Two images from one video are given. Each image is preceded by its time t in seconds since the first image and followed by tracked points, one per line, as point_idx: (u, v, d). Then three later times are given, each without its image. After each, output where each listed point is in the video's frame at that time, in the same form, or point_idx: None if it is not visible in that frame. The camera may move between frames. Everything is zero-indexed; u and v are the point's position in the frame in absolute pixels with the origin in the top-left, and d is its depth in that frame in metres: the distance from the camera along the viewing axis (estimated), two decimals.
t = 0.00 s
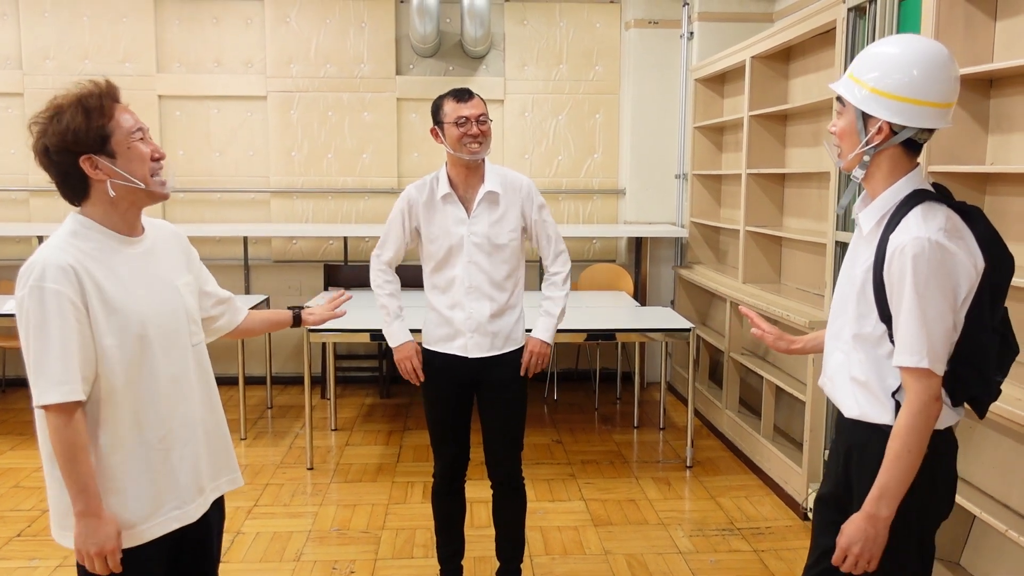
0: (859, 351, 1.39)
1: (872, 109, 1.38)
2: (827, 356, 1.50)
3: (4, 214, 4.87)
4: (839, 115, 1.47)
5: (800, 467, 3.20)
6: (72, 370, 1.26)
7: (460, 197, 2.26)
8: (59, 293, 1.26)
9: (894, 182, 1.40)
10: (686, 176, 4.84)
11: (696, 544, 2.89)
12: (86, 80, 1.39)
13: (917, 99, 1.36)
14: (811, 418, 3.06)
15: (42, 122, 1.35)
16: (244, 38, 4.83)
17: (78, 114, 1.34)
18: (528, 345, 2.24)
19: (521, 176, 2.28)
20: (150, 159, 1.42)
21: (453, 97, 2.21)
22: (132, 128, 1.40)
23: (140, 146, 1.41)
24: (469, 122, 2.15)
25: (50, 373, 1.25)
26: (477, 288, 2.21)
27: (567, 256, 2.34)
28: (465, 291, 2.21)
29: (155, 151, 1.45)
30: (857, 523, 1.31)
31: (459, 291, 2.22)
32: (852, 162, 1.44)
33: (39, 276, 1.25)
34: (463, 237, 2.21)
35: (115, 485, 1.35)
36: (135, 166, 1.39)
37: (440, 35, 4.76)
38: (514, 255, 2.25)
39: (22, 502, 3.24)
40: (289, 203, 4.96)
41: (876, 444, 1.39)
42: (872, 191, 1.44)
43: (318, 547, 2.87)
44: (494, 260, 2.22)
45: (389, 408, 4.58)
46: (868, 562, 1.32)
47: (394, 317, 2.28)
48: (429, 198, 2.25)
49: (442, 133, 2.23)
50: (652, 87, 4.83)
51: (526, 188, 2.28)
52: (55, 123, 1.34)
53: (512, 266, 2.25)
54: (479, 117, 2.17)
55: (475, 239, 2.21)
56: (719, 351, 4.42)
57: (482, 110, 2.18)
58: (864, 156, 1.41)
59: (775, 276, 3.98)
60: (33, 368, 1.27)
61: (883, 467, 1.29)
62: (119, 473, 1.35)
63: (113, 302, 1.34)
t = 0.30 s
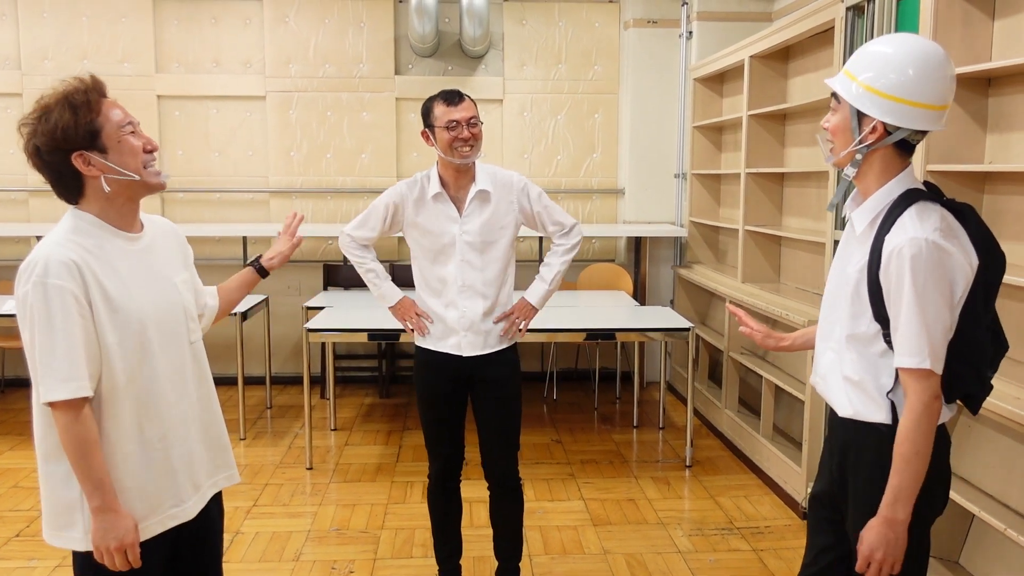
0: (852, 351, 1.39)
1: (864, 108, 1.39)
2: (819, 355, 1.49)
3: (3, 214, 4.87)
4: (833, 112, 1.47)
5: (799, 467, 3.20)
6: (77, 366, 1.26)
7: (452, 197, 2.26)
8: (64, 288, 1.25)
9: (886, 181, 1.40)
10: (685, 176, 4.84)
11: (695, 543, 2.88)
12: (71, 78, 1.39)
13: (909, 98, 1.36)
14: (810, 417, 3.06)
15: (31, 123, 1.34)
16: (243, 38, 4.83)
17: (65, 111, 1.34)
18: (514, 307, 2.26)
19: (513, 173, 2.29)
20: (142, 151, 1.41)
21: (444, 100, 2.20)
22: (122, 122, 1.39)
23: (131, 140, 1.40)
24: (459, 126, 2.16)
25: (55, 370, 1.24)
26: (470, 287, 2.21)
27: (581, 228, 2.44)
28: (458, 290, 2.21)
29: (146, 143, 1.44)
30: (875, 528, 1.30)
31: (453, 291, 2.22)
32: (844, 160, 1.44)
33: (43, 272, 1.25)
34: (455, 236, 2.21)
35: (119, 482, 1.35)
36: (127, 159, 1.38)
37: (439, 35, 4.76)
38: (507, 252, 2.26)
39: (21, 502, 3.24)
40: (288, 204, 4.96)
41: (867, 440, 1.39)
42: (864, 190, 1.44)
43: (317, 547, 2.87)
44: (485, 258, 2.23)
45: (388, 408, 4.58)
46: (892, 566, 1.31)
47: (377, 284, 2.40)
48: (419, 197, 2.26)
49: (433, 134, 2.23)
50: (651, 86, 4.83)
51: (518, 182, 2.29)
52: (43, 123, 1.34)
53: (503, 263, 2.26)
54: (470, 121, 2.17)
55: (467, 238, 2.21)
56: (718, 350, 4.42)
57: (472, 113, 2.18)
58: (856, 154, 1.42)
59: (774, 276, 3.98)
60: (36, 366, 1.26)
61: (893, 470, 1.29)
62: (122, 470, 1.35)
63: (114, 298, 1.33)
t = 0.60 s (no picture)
0: (852, 352, 1.40)
1: (875, 109, 1.37)
2: (820, 356, 1.49)
3: (3, 214, 4.87)
4: (831, 114, 1.46)
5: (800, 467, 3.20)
6: (76, 366, 1.26)
7: (455, 199, 2.26)
8: (64, 288, 1.25)
9: (886, 182, 1.41)
10: (686, 175, 4.84)
11: (696, 543, 2.88)
12: (77, 73, 1.39)
13: (912, 98, 1.36)
14: (811, 417, 3.05)
15: (32, 115, 1.34)
16: (244, 38, 4.83)
17: (67, 108, 1.34)
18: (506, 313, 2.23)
19: (516, 176, 2.29)
20: (141, 154, 1.41)
21: (445, 103, 2.21)
22: (124, 123, 1.39)
23: (132, 141, 1.40)
24: (461, 129, 2.16)
25: (55, 370, 1.24)
26: (471, 290, 2.21)
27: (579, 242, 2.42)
28: (460, 292, 2.21)
29: (147, 146, 1.44)
30: (896, 533, 1.29)
31: (454, 292, 2.21)
32: (846, 162, 1.44)
33: (43, 271, 1.25)
34: (458, 238, 2.21)
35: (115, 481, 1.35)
36: (126, 161, 1.38)
37: (439, 34, 4.76)
38: (507, 254, 2.26)
39: (22, 502, 3.24)
40: (289, 204, 4.96)
41: (869, 439, 1.38)
42: (863, 191, 1.45)
43: (318, 547, 2.87)
44: (488, 260, 2.22)
45: (389, 408, 4.58)
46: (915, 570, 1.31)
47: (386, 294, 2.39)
48: (423, 199, 2.25)
49: (435, 138, 2.23)
50: (651, 86, 4.83)
51: (523, 187, 2.29)
52: (44, 117, 1.34)
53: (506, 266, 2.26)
54: (472, 123, 2.17)
55: (470, 240, 2.20)
56: (719, 350, 4.42)
57: (473, 114, 2.18)
58: (863, 156, 1.41)
59: (775, 276, 3.98)
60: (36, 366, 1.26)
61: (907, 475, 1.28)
62: (119, 470, 1.35)
63: (113, 299, 1.33)
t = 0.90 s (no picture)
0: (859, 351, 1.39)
1: (869, 106, 1.36)
2: (816, 358, 1.49)
3: (4, 213, 4.87)
4: (817, 113, 1.42)
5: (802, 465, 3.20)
6: (75, 367, 1.25)
7: (469, 197, 2.25)
8: (64, 291, 1.25)
9: (873, 181, 1.42)
10: (687, 174, 4.83)
11: (697, 542, 2.88)
12: (97, 70, 1.39)
13: (893, 93, 1.35)
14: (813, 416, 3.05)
15: (45, 106, 1.34)
16: (244, 37, 4.83)
17: (81, 105, 1.34)
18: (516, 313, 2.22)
19: (531, 174, 2.28)
20: (150, 156, 1.41)
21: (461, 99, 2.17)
22: (135, 125, 1.39)
23: (141, 143, 1.40)
24: (474, 129, 2.13)
25: (55, 371, 1.24)
26: (481, 288, 2.21)
27: (593, 243, 2.40)
28: (470, 290, 2.21)
29: (156, 149, 1.44)
30: (848, 503, 1.28)
31: (465, 291, 2.22)
32: (833, 160, 1.42)
33: (43, 274, 1.25)
34: (471, 236, 2.21)
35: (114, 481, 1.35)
36: (134, 162, 1.38)
37: (440, 33, 4.75)
38: (520, 253, 2.26)
39: (22, 501, 3.24)
40: (289, 202, 4.96)
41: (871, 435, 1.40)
42: (847, 196, 1.45)
43: (318, 545, 2.87)
44: (501, 260, 2.23)
45: (390, 406, 4.58)
46: (854, 542, 1.30)
47: (397, 292, 2.38)
48: (438, 196, 2.25)
49: (450, 133, 2.22)
50: (652, 85, 4.82)
51: (538, 185, 2.28)
52: (58, 110, 1.33)
53: (518, 266, 2.26)
54: (486, 123, 2.14)
55: (483, 239, 2.21)
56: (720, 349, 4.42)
57: (490, 114, 2.15)
58: (851, 154, 1.40)
59: (776, 274, 3.97)
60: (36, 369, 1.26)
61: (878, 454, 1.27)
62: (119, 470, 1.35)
63: (113, 299, 1.33)
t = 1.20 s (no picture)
0: (834, 345, 1.43)
1: (838, 104, 1.41)
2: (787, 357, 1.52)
3: (4, 210, 4.87)
4: (784, 113, 1.46)
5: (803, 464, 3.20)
6: (74, 359, 1.25)
7: (478, 199, 2.24)
8: (65, 283, 1.25)
9: (839, 179, 1.46)
10: (687, 173, 4.83)
11: (697, 541, 2.88)
12: (116, 69, 1.38)
13: (854, 93, 1.40)
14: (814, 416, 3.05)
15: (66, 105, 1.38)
16: (245, 34, 4.82)
17: (83, 107, 1.34)
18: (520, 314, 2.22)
19: (542, 176, 2.27)
20: (148, 160, 1.36)
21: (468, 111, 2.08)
22: (136, 127, 1.36)
23: (140, 146, 1.36)
24: (479, 146, 2.09)
25: (50, 362, 1.25)
26: (487, 289, 2.22)
27: (599, 245, 2.39)
28: (476, 291, 2.21)
29: (163, 152, 1.39)
30: (905, 511, 1.32)
31: (470, 292, 2.22)
32: (802, 158, 1.46)
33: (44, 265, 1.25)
34: (479, 238, 2.21)
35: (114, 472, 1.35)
36: (127, 166, 1.35)
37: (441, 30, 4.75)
38: (527, 254, 2.26)
39: (22, 498, 3.24)
40: (290, 200, 4.96)
41: (838, 431, 1.43)
42: (814, 191, 1.48)
43: (318, 543, 2.87)
44: (508, 261, 2.23)
45: (390, 404, 4.58)
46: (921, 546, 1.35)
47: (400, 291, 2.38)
48: (447, 197, 2.23)
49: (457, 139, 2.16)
50: (653, 83, 4.82)
51: (548, 187, 2.27)
52: (69, 111, 1.36)
53: (525, 267, 2.26)
54: (491, 140, 2.09)
55: (492, 241, 2.21)
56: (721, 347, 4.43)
57: (499, 130, 2.09)
58: (818, 152, 1.44)
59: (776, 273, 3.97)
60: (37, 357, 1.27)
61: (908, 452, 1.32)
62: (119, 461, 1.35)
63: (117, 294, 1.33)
